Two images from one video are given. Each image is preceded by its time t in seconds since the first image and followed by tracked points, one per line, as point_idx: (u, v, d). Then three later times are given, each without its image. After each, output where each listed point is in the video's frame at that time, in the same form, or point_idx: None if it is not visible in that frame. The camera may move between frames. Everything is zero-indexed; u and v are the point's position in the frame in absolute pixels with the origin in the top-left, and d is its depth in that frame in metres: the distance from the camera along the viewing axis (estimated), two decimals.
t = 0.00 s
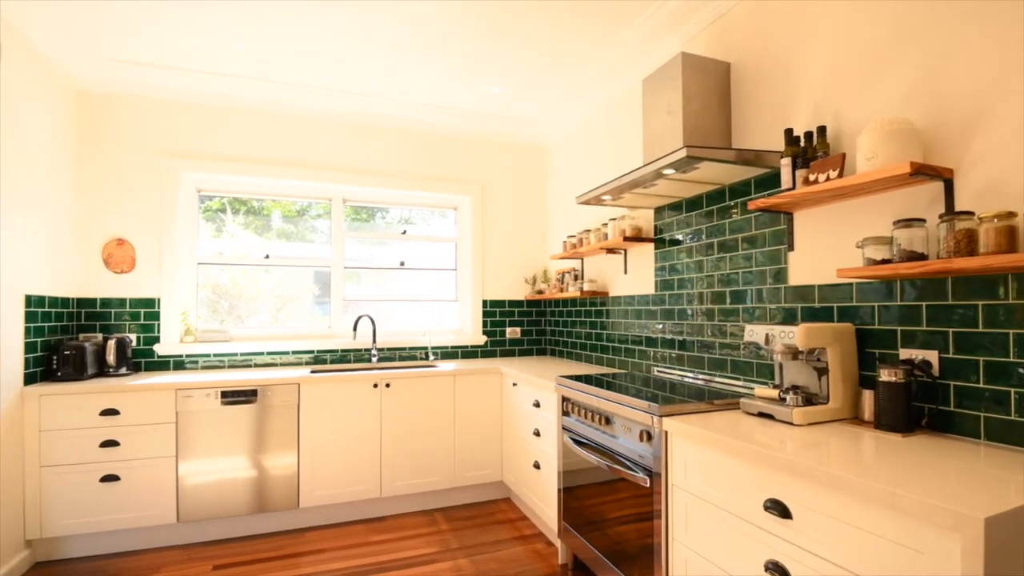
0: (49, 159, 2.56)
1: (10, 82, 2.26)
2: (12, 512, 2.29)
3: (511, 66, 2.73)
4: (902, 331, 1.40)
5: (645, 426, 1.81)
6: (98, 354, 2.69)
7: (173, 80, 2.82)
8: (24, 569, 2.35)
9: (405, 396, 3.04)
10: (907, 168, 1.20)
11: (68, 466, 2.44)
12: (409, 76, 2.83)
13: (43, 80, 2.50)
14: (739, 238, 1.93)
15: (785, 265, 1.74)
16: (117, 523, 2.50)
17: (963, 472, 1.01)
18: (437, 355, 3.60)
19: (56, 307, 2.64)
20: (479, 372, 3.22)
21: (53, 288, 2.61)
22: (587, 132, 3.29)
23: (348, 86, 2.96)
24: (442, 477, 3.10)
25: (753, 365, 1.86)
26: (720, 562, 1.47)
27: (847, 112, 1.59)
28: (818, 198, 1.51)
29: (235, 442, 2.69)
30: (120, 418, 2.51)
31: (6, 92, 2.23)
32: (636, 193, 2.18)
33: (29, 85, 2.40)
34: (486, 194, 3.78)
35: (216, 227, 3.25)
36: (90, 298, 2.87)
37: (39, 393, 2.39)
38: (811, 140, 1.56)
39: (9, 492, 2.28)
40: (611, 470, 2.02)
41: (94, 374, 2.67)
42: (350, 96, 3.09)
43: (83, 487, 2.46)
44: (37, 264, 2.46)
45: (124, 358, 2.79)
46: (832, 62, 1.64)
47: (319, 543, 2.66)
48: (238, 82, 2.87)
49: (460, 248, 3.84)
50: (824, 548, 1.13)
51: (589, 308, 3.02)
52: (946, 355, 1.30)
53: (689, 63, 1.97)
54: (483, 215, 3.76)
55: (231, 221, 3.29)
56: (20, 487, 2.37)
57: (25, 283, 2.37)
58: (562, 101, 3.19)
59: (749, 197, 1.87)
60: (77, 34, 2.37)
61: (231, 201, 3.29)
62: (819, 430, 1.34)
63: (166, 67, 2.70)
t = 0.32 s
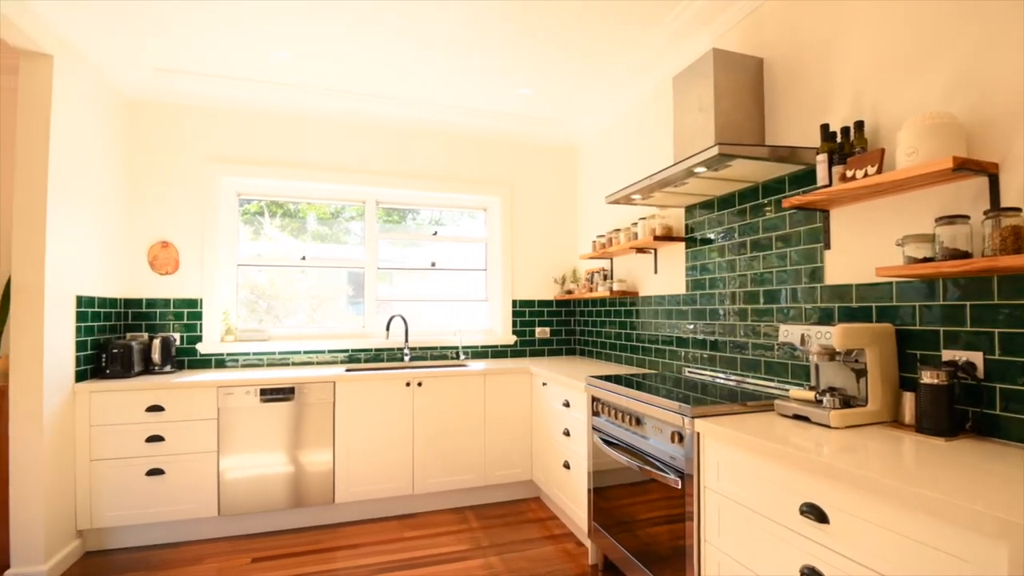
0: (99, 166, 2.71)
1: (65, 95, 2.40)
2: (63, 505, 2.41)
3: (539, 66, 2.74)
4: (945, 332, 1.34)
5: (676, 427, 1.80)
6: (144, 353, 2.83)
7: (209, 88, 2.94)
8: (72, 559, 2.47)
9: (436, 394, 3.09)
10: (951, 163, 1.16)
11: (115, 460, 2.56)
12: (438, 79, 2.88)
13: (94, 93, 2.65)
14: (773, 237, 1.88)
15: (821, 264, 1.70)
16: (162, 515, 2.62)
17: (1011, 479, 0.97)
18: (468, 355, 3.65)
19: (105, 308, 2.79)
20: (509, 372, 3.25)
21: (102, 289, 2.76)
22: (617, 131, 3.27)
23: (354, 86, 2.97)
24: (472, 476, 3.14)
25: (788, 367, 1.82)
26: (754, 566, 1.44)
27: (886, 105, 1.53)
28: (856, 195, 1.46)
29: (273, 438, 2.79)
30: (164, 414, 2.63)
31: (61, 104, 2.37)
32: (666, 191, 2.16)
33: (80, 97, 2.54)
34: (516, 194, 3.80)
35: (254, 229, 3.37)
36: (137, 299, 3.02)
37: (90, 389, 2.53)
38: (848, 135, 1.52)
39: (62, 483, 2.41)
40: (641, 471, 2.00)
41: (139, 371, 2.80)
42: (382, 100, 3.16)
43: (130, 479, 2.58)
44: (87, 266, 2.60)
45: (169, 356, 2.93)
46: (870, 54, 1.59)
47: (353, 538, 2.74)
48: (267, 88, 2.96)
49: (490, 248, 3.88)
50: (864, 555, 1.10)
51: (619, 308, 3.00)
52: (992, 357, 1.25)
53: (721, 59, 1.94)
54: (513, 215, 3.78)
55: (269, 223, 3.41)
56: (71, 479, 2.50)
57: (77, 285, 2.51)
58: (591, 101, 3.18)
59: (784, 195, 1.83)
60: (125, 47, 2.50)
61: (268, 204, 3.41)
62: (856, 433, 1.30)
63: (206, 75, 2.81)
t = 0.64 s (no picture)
0: (145, 171, 2.85)
1: (114, 104, 2.53)
2: (111, 495, 2.54)
3: (566, 66, 2.74)
4: (989, 332, 1.29)
5: (706, 429, 1.78)
6: (185, 351, 2.96)
7: (248, 94, 3.07)
8: (120, 549, 2.60)
9: (465, 393, 3.13)
10: (993, 157, 1.11)
11: (158, 455, 2.68)
12: (465, 82, 2.93)
13: (139, 100, 2.77)
14: (807, 235, 1.84)
15: (857, 262, 1.65)
16: (204, 507, 2.73)
17: None
18: (496, 354, 3.68)
19: (149, 307, 2.93)
20: (537, 371, 3.26)
21: (146, 289, 2.89)
22: (645, 129, 3.25)
23: (384, 89, 3.03)
24: (501, 474, 3.17)
25: (822, 368, 1.77)
26: (787, 571, 1.42)
27: (925, 98, 1.48)
28: (894, 191, 1.42)
29: (308, 435, 2.88)
30: (204, 411, 2.74)
31: (110, 113, 2.49)
32: (696, 190, 2.13)
33: (127, 106, 2.66)
34: (543, 194, 3.81)
35: (290, 231, 3.49)
36: (179, 299, 3.15)
37: (134, 387, 2.65)
38: (885, 129, 1.47)
39: (110, 477, 2.53)
40: (671, 472, 1.99)
41: (182, 369, 2.94)
42: (413, 103, 3.21)
43: (174, 473, 2.70)
44: (131, 267, 2.72)
45: (209, 355, 3.06)
46: (907, 45, 1.54)
47: (386, 534, 2.80)
48: (302, 92, 3.05)
49: (518, 247, 3.90)
50: (902, 562, 1.07)
51: (647, 308, 2.97)
52: None
53: (751, 55, 1.91)
54: (541, 215, 3.79)
55: (303, 225, 3.52)
56: (117, 473, 2.62)
57: (123, 286, 2.64)
58: (620, 100, 3.16)
59: (818, 192, 1.79)
60: (169, 56, 2.61)
61: (303, 207, 3.52)
62: (894, 436, 1.26)
63: (244, 82, 2.91)
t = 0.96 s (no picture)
0: (184, 177, 2.97)
1: (155, 112, 2.64)
2: (153, 488, 2.67)
3: (593, 65, 2.73)
4: None
5: (737, 430, 1.75)
6: (223, 350, 3.08)
7: (279, 100, 3.16)
8: (160, 541, 2.71)
9: (493, 393, 3.16)
10: None
11: (197, 450, 2.80)
12: (491, 84, 2.96)
13: (177, 108, 2.89)
14: (842, 233, 1.79)
15: (894, 260, 1.60)
16: (241, 501, 2.83)
17: None
18: (523, 354, 3.70)
19: (188, 307, 3.06)
20: (564, 371, 3.27)
21: (185, 290, 3.02)
22: (674, 127, 3.21)
23: (411, 92, 3.08)
24: (529, 474, 3.19)
25: (858, 369, 1.73)
26: None
27: (967, 89, 1.42)
28: (933, 187, 1.37)
29: (341, 433, 2.95)
30: (242, 408, 2.85)
31: (152, 120, 2.61)
32: (725, 188, 2.10)
33: (167, 113, 2.78)
34: (570, 194, 3.81)
35: (322, 233, 3.59)
36: (218, 300, 3.28)
37: (176, 383, 2.77)
38: (923, 124, 1.42)
39: (152, 471, 2.65)
40: (701, 474, 1.97)
41: (220, 366, 3.06)
42: (441, 105, 3.26)
43: (212, 467, 2.81)
44: (171, 268, 2.84)
45: (246, 353, 3.17)
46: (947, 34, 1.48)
47: (416, 531, 2.86)
48: (333, 97, 3.13)
49: (545, 247, 3.92)
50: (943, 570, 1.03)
51: (676, 308, 2.94)
52: None
53: (782, 49, 1.87)
54: (568, 215, 3.79)
55: (335, 227, 3.61)
56: (159, 467, 2.74)
57: (164, 287, 2.76)
58: (647, 98, 3.14)
59: (853, 188, 1.74)
60: (208, 65, 2.72)
61: (335, 209, 3.62)
62: (933, 440, 1.22)
63: (278, 88, 3.01)
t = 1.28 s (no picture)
0: (224, 182, 3.11)
1: (196, 119, 2.77)
2: (195, 481, 2.80)
3: (619, 64, 2.72)
4: None
5: (771, 433, 1.72)
6: (261, 349, 3.20)
7: (313, 106, 3.26)
8: (202, 533, 2.84)
9: (522, 393, 3.18)
10: None
11: (236, 446, 2.91)
12: (520, 85, 2.98)
13: (217, 116, 3.02)
14: (879, 231, 1.74)
15: (935, 259, 1.54)
16: (278, 495, 2.93)
17: None
18: (552, 354, 3.71)
19: (228, 308, 3.19)
20: (593, 371, 3.26)
21: (225, 290, 3.15)
22: (704, 125, 3.16)
23: (440, 95, 3.13)
24: (558, 473, 3.20)
25: (897, 371, 1.67)
26: None
27: (1012, 80, 1.37)
28: (976, 183, 1.32)
29: (373, 430, 3.03)
30: (279, 405, 2.95)
31: (193, 128, 2.73)
32: (756, 186, 2.06)
33: (207, 121, 2.91)
34: (599, 193, 3.80)
35: (355, 234, 3.69)
36: (256, 300, 3.40)
37: (216, 382, 2.89)
38: (965, 117, 1.36)
39: (195, 465, 2.78)
40: (733, 477, 1.94)
41: (259, 365, 3.18)
42: (469, 108, 3.30)
43: (251, 462, 2.92)
44: (211, 270, 2.97)
45: (283, 352, 3.29)
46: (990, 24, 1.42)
47: (447, 528, 2.90)
48: (364, 101, 3.20)
49: (574, 247, 3.92)
50: None
51: (706, 308, 2.89)
52: None
53: (816, 42, 1.82)
54: (596, 215, 3.78)
55: (367, 228, 3.70)
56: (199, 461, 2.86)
57: (205, 288, 2.89)
58: (676, 96, 3.10)
59: (891, 185, 1.68)
60: (246, 73, 2.83)
61: (366, 211, 3.71)
62: (976, 445, 1.18)
63: (312, 94, 3.10)
